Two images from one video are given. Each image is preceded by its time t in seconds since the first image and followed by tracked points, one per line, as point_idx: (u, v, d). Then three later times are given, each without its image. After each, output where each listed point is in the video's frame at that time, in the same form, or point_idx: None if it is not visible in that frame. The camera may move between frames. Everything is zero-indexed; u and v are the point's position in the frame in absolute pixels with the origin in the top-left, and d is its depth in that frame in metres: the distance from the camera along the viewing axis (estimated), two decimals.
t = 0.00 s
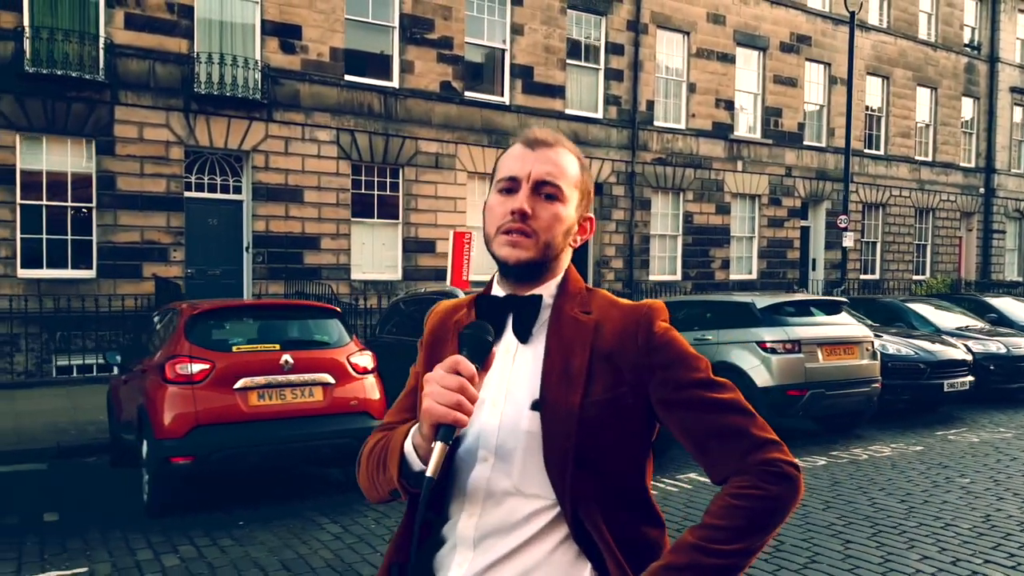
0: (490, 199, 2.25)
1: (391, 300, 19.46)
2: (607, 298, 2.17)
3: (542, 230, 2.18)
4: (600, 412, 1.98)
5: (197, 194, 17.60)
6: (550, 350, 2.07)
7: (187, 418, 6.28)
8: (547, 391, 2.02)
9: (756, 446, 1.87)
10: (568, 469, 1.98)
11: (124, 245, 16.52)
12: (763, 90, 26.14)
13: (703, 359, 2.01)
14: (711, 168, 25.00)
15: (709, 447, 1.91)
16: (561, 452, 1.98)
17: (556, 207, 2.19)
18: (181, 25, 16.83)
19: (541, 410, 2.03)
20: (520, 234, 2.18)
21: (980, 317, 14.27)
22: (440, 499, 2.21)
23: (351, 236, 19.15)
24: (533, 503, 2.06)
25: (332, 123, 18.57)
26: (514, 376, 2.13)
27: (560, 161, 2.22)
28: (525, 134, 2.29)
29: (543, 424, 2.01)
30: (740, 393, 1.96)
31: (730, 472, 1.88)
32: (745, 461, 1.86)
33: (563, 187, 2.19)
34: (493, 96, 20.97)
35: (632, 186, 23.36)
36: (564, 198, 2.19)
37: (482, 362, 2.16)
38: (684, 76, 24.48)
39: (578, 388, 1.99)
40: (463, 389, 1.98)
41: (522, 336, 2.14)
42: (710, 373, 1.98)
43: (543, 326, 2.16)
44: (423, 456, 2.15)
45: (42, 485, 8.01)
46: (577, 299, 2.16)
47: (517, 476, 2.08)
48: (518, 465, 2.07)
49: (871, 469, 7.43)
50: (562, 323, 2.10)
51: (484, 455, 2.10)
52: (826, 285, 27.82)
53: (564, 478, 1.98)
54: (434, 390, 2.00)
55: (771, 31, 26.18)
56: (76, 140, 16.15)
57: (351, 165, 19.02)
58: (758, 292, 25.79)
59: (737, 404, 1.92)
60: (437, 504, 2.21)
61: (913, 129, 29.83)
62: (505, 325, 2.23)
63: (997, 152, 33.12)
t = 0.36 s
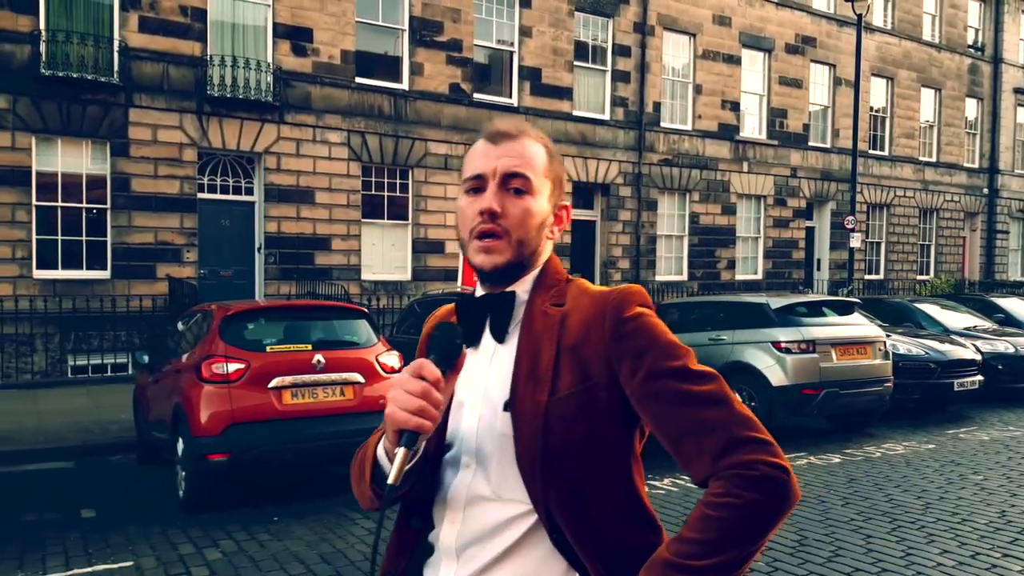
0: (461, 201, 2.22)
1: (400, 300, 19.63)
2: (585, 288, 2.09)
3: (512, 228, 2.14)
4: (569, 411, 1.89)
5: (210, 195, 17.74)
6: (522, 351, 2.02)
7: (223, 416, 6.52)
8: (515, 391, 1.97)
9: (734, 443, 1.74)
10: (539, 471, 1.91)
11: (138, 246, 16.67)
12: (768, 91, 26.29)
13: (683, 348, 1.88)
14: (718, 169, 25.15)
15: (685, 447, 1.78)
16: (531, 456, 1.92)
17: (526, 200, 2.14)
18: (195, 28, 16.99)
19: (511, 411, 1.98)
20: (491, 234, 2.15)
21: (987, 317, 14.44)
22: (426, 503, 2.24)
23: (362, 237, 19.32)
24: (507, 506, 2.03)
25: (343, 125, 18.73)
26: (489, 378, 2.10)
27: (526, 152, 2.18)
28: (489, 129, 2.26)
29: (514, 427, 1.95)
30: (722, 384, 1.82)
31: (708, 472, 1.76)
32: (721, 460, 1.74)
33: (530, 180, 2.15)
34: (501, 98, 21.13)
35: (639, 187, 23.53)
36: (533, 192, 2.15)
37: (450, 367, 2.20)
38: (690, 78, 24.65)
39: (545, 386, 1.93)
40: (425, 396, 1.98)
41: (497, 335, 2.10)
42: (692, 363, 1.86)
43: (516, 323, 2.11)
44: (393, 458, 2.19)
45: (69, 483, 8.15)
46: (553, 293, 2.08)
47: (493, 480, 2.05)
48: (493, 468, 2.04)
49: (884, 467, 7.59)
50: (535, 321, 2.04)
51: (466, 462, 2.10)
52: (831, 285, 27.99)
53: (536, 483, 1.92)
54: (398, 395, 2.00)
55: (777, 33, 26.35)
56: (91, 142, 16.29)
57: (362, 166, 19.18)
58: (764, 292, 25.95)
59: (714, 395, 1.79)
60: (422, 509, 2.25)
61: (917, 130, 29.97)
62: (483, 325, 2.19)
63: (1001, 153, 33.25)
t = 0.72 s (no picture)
0: (381, 222, 2.16)
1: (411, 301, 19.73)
2: (523, 307, 2.12)
3: (439, 246, 2.08)
4: (520, 432, 1.92)
5: (223, 197, 17.88)
6: (464, 372, 2.00)
7: (247, 416, 6.63)
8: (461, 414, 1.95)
9: (682, 458, 1.83)
10: (491, 497, 1.92)
11: (152, 247, 16.81)
12: (777, 92, 26.29)
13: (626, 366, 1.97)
14: (727, 169, 25.18)
15: (630, 460, 1.88)
16: (483, 483, 1.92)
17: (452, 217, 2.10)
18: (208, 31, 17.12)
19: (456, 437, 1.96)
20: (418, 253, 2.09)
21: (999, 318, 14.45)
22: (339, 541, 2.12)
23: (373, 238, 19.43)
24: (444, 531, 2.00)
25: (354, 127, 18.85)
26: (423, 401, 2.05)
27: (449, 168, 2.15)
28: (410, 145, 2.21)
29: (461, 453, 1.94)
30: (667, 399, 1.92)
31: (658, 486, 1.85)
32: (666, 475, 1.84)
33: (457, 197, 2.11)
34: (511, 99, 21.21)
35: (648, 188, 23.57)
36: (460, 207, 2.12)
37: (375, 367, 2.07)
38: (699, 79, 24.68)
39: (495, 408, 1.93)
40: (350, 397, 1.90)
41: (429, 358, 2.06)
42: (635, 381, 1.95)
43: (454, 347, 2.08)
44: (308, 481, 2.05)
45: (90, 482, 8.25)
46: (489, 313, 2.09)
47: (428, 505, 2.01)
48: (426, 492, 2.01)
49: (898, 467, 7.65)
50: (476, 341, 2.02)
51: (397, 495, 2.03)
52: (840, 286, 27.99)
53: (487, 509, 1.92)
54: (319, 398, 1.91)
55: (786, 33, 26.36)
56: (106, 144, 16.45)
57: (373, 168, 19.30)
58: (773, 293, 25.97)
59: (657, 413, 1.88)
60: (332, 547, 2.11)
61: (926, 131, 29.93)
62: (410, 345, 2.12)
63: (1011, 154, 33.18)
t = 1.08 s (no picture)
0: (297, 209, 1.94)
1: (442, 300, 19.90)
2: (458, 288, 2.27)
3: (373, 235, 1.92)
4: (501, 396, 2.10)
5: (259, 199, 18.20)
6: (450, 348, 2.06)
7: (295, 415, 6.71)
8: (466, 386, 2.01)
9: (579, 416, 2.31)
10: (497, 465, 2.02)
11: (190, 248, 17.13)
12: (809, 90, 26.06)
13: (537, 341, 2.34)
14: (758, 168, 25.02)
15: (528, 433, 2.25)
16: (492, 452, 2.01)
17: (383, 198, 1.93)
18: (244, 35, 17.40)
19: (465, 412, 2.01)
20: (350, 247, 1.91)
21: None
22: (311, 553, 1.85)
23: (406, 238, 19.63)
24: (456, 507, 1.99)
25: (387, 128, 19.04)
26: (416, 384, 2.01)
27: (370, 143, 1.95)
28: (311, 115, 1.96)
29: (473, 426, 2.00)
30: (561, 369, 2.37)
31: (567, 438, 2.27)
32: (564, 443, 2.24)
33: (383, 174, 1.94)
34: (541, 100, 21.29)
35: (678, 188, 23.50)
36: (387, 184, 1.96)
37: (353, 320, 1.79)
38: (730, 78, 24.54)
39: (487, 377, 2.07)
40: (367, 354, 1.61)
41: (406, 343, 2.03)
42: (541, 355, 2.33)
43: (426, 325, 2.11)
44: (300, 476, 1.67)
45: (137, 479, 8.46)
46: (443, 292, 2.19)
47: (440, 486, 1.97)
48: (440, 476, 1.97)
49: (938, 469, 7.62)
50: (449, 318, 2.11)
51: (406, 488, 1.92)
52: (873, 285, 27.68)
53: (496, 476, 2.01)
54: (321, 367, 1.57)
55: (818, 31, 26.12)
56: (145, 147, 16.79)
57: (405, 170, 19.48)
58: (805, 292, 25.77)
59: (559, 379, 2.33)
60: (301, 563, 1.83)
61: (962, 128, 29.47)
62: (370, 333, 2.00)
63: None
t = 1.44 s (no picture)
0: (267, 200, 1.86)
1: (473, 299, 19.96)
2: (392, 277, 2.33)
3: (350, 222, 1.90)
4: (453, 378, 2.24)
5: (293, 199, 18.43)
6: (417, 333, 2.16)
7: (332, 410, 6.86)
8: (441, 366, 2.13)
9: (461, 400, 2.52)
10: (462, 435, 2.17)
11: (225, 247, 17.41)
12: (844, 87, 25.66)
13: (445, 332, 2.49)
14: (791, 166, 24.71)
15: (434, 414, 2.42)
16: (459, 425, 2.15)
17: (355, 185, 1.91)
18: (278, 38, 17.65)
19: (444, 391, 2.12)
20: (325, 234, 1.86)
21: None
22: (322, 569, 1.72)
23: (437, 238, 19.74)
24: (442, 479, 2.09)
25: (418, 128, 19.14)
26: (399, 366, 2.05)
27: (338, 129, 1.91)
28: (281, 99, 1.89)
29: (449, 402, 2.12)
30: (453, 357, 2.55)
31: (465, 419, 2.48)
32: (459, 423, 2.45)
33: (355, 161, 1.91)
34: (571, 99, 21.26)
35: (710, 187, 23.29)
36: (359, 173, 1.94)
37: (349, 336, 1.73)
38: (763, 75, 24.27)
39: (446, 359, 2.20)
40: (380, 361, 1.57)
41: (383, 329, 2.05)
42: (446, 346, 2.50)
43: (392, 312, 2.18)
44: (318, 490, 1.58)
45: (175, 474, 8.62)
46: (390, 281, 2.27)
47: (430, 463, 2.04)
48: (432, 453, 2.04)
49: (978, 472, 7.47)
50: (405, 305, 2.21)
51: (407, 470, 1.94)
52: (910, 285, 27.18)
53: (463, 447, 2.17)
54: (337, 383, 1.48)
55: (853, 27, 25.70)
56: (182, 149, 17.06)
57: (435, 169, 19.56)
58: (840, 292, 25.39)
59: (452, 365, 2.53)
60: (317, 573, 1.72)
61: (1003, 124, 28.80)
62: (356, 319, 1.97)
63: None
